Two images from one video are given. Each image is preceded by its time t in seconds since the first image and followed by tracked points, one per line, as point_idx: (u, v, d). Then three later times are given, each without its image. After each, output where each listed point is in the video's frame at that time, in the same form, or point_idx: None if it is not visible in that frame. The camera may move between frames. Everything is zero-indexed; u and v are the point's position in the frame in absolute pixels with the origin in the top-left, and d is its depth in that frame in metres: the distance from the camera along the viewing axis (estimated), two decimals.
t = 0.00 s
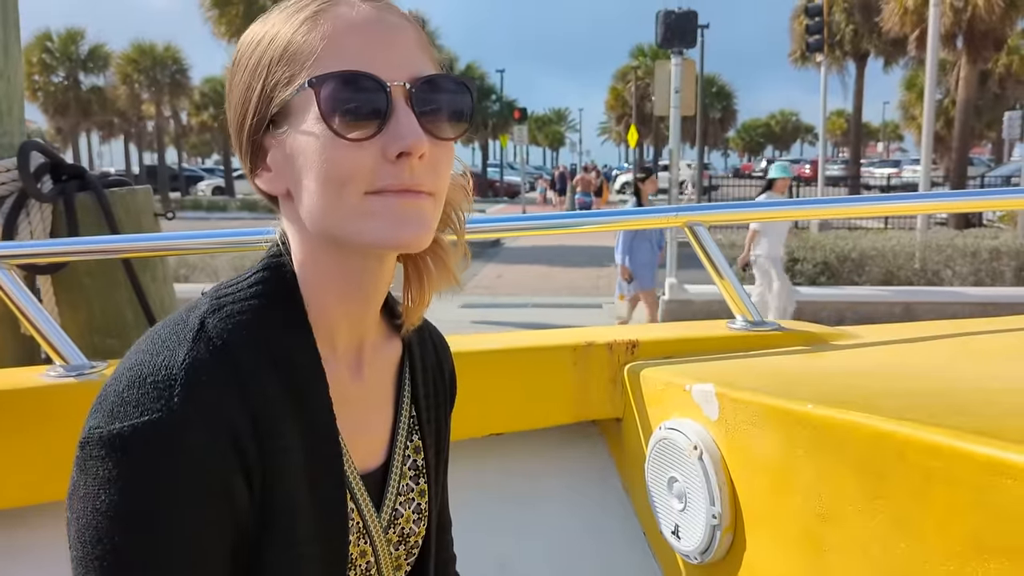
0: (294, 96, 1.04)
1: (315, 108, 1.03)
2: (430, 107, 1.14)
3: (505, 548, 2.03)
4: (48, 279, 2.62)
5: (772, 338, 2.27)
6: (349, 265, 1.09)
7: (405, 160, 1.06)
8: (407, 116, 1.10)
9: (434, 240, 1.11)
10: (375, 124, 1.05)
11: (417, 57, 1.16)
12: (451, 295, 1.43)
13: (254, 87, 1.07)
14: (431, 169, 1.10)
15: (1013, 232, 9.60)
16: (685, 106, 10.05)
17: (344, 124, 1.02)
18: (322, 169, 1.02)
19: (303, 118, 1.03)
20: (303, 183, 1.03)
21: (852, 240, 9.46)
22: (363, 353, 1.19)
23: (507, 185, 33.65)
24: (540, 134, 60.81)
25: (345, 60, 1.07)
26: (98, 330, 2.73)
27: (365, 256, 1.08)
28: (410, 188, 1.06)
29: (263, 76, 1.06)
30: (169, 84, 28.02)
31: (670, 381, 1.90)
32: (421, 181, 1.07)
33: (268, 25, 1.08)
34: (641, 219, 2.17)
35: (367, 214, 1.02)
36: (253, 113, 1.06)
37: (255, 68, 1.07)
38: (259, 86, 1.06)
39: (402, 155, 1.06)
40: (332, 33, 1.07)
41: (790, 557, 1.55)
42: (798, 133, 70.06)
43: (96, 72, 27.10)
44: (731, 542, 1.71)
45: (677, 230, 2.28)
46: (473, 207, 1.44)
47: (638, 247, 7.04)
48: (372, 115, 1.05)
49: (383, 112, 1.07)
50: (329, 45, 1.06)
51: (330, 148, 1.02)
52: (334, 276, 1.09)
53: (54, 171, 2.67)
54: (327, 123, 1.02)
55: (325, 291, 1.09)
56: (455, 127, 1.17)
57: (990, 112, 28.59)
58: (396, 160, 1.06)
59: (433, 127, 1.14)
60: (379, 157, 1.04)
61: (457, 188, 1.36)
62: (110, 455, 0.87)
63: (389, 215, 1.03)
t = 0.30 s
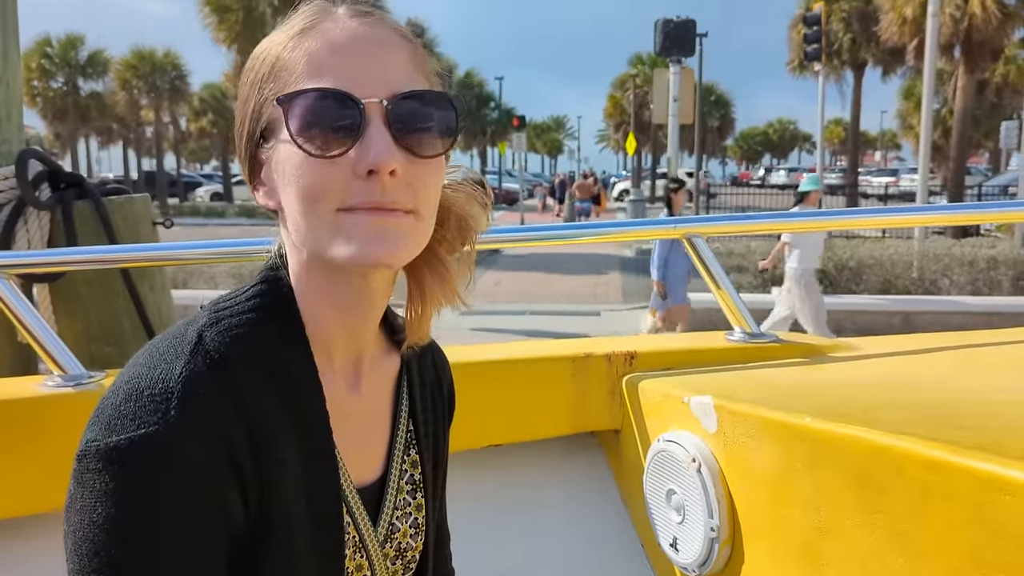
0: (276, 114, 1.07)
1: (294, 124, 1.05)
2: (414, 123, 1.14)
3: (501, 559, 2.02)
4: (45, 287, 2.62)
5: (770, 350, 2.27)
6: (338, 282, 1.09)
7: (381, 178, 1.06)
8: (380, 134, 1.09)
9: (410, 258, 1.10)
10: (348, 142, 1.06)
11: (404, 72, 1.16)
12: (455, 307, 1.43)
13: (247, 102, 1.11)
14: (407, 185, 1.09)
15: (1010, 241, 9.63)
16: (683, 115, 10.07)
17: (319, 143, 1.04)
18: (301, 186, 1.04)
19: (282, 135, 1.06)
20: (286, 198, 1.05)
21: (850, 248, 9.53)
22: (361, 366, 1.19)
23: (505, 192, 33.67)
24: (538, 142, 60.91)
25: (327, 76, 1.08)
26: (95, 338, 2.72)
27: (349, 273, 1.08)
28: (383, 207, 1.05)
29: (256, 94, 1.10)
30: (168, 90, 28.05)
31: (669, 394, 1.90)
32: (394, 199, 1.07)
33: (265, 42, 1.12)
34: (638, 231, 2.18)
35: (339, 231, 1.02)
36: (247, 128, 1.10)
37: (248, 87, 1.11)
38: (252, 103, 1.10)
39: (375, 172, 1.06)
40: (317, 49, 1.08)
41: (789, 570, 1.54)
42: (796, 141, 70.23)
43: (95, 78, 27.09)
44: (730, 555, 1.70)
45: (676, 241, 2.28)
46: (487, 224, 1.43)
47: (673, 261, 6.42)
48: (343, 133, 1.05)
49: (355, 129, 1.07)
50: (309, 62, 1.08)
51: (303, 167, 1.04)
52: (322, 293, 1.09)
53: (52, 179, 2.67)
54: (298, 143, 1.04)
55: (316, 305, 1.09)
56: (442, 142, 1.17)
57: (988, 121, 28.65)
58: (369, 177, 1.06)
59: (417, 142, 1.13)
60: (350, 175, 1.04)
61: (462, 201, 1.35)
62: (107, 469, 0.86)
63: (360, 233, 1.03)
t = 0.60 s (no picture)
0: (262, 136, 1.10)
1: (278, 148, 1.08)
2: (400, 140, 1.14)
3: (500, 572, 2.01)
4: (43, 296, 2.62)
5: (769, 363, 2.27)
6: (331, 300, 1.09)
7: (364, 200, 1.07)
8: (360, 155, 1.10)
9: (395, 277, 1.10)
10: (331, 163, 1.07)
11: (390, 91, 1.16)
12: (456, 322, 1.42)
13: (241, 124, 1.16)
14: (388, 207, 1.10)
15: (1008, 252, 9.63)
16: (682, 123, 10.09)
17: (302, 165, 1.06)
18: (286, 209, 1.06)
19: (269, 156, 1.09)
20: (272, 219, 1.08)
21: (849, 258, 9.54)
22: (360, 383, 1.18)
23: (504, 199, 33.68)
24: (538, 149, 61.02)
25: (310, 98, 1.10)
26: (93, 347, 2.72)
27: (336, 293, 1.08)
28: (363, 228, 1.06)
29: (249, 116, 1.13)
30: (169, 96, 28.10)
31: (668, 406, 1.89)
32: (374, 221, 1.07)
33: (256, 65, 1.15)
34: (638, 243, 2.18)
35: (319, 253, 1.03)
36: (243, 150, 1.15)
37: (242, 109, 1.15)
38: (247, 123, 1.14)
39: (359, 196, 1.07)
40: (300, 71, 1.10)
41: None
42: (796, 150, 70.37)
43: (96, 84, 27.12)
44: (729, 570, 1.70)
45: (675, 255, 2.29)
46: (491, 239, 1.42)
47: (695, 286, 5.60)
48: (322, 154, 1.07)
49: (334, 151, 1.08)
50: (291, 86, 1.10)
51: (285, 191, 1.07)
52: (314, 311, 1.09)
53: (50, 188, 2.67)
54: (277, 166, 1.07)
55: (309, 322, 1.09)
56: (429, 160, 1.17)
57: (987, 132, 28.72)
58: (352, 200, 1.07)
59: (403, 160, 1.13)
60: (332, 196, 1.06)
61: (463, 211, 1.35)
62: (105, 484, 0.85)
63: (340, 254, 1.04)
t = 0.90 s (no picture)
0: (261, 156, 1.11)
1: (278, 168, 1.08)
2: (401, 159, 1.14)
3: None
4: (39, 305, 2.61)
5: (767, 377, 2.26)
6: (328, 320, 1.09)
7: (363, 222, 1.08)
8: (358, 176, 1.10)
9: (392, 296, 1.10)
10: (329, 184, 1.07)
11: (390, 111, 1.16)
12: (454, 338, 1.42)
13: (240, 141, 1.16)
14: (386, 228, 1.10)
15: (1006, 263, 9.65)
16: (681, 133, 10.10)
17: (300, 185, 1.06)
18: (283, 227, 1.07)
19: (268, 174, 1.09)
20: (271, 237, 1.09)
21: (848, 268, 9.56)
22: (356, 399, 1.18)
23: (504, 207, 33.70)
24: (537, 157, 61.17)
25: (309, 118, 1.11)
26: (89, 356, 2.71)
27: (330, 313, 1.08)
28: (360, 249, 1.06)
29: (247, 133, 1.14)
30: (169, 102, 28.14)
31: (665, 421, 1.89)
32: (372, 241, 1.07)
33: (256, 82, 1.15)
34: (637, 256, 2.18)
35: (316, 274, 1.03)
36: (241, 165, 1.15)
37: (241, 126, 1.15)
38: (244, 141, 1.15)
39: (358, 216, 1.07)
40: (300, 90, 1.10)
41: None
42: (795, 159, 70.60)
43: (96, 89, 27.14)
44: None
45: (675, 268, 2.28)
46: (490, 255, 1.42)
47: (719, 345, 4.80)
48: (319, 173, 1.07)
49: (333, 171, 1.08)
50: (292, 104, 1.11)
51: (284, 211, 1.07)
52: (306, 331, 1.09)
53: (49, 197, 2.66)
54: (276, 187, 1.08)
55: (308, 341, 1.10)
56: (427, 180, 1.17)
57: (985, 143, 28.85)
58: (352, 221, 1.07)
59: (404, 180, 1.14)
60: (331, 217, 1.06)
61: (460, 229, 1.35)
62: (99, 502, 0.85)
63: (337, 274, 1.04)
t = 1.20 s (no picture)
0: (257, 171, 1.11)
1: (275, 183, 1.09)
2: (399, 174, 1.15)
3: None
4: (35, 312, 2.61)
5: (764, 389, 2.26)
6: (324, 334, 1.09)
7: (360, 237, 1.08)
8: (354, 192, 1.11)
9: (387, 312, 1.11)
10: (326, 199, 1.08)
11: (387, 125, 1.17)
12: (448, 350, 1.42)
13: (235, 155, 1.16)
14: (383, 243, 1.11)
15: (1002, 273, 9.67)
16: (679, 141, 10.12)
17: (297, 201, 1.06)
18: (279, 243, 1.07)
19: (265, 191, 1.10)
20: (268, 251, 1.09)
21: (844, 278, 9.58)
22: (350, 412, 1.18)
23: (502, 214, 33.62)
24: (535, 165, 61.20)
25: (305, 133, 1.11)
26: (85, 364, 2.71)
27: (324, 328, 1.09)
28: (357, 264, 1.06)
29: (241, 149, 1.14)
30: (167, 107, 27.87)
31: (661, 432, 1.89)
32: (369, 256, 1.08)
33: (251, 98, 1.15)
34: (635, 267, 2.19)
35: (313, 289, 1.04)
36: (236, 180, 1.15)
37: (235, 140, 1.15)
38: (238, 155, 1.15)
39: (355, 233, 1.08)
40: (296, 106, 1.11)
41: None
42: (792, 168, 70.78)
43: (95, 94, 27.03)
44: None
45: (671, 279, 2.29)
46: (482, 266, 1.42)
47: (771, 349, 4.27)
48: (316, 189, 1.07)
49: (332, 187, 1.09)
50: (290, 120, 1.11)
51: (280, 227, 1.08)
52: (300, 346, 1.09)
53: (46, 204, 2.66)
54: (273, 203, 1.08)
55: (303, 356, 1.09)
56: (423, 195, 1.17)
57: (982, 153, 28.93)
58: (350, 236, 1.07)
59: (399, 194, 1.15)
60: (328, 232, 1.07)
61: (453, 241, 1.35)
62: (93, 518, 0.85)
63: (334, 290, 1.04)
